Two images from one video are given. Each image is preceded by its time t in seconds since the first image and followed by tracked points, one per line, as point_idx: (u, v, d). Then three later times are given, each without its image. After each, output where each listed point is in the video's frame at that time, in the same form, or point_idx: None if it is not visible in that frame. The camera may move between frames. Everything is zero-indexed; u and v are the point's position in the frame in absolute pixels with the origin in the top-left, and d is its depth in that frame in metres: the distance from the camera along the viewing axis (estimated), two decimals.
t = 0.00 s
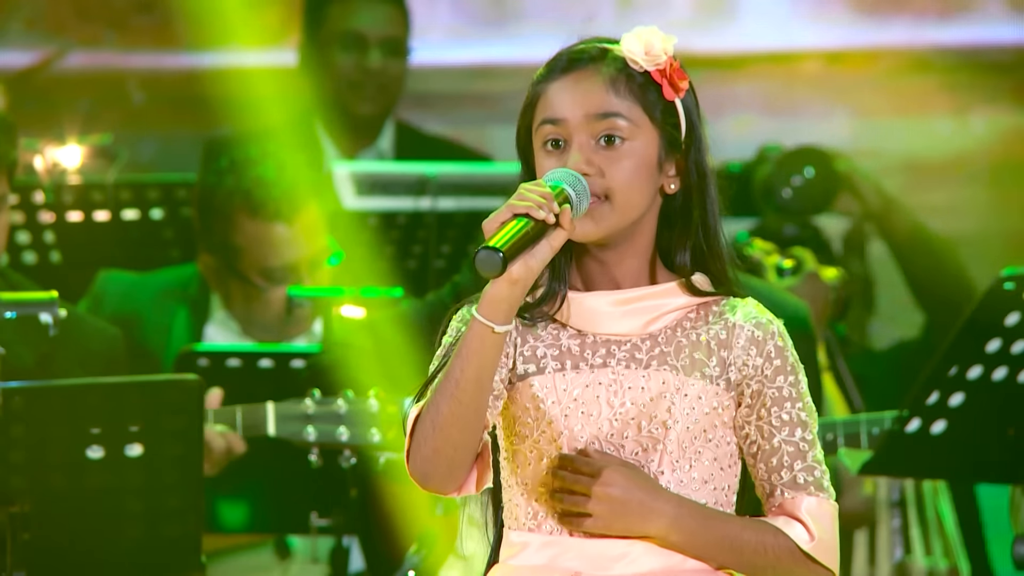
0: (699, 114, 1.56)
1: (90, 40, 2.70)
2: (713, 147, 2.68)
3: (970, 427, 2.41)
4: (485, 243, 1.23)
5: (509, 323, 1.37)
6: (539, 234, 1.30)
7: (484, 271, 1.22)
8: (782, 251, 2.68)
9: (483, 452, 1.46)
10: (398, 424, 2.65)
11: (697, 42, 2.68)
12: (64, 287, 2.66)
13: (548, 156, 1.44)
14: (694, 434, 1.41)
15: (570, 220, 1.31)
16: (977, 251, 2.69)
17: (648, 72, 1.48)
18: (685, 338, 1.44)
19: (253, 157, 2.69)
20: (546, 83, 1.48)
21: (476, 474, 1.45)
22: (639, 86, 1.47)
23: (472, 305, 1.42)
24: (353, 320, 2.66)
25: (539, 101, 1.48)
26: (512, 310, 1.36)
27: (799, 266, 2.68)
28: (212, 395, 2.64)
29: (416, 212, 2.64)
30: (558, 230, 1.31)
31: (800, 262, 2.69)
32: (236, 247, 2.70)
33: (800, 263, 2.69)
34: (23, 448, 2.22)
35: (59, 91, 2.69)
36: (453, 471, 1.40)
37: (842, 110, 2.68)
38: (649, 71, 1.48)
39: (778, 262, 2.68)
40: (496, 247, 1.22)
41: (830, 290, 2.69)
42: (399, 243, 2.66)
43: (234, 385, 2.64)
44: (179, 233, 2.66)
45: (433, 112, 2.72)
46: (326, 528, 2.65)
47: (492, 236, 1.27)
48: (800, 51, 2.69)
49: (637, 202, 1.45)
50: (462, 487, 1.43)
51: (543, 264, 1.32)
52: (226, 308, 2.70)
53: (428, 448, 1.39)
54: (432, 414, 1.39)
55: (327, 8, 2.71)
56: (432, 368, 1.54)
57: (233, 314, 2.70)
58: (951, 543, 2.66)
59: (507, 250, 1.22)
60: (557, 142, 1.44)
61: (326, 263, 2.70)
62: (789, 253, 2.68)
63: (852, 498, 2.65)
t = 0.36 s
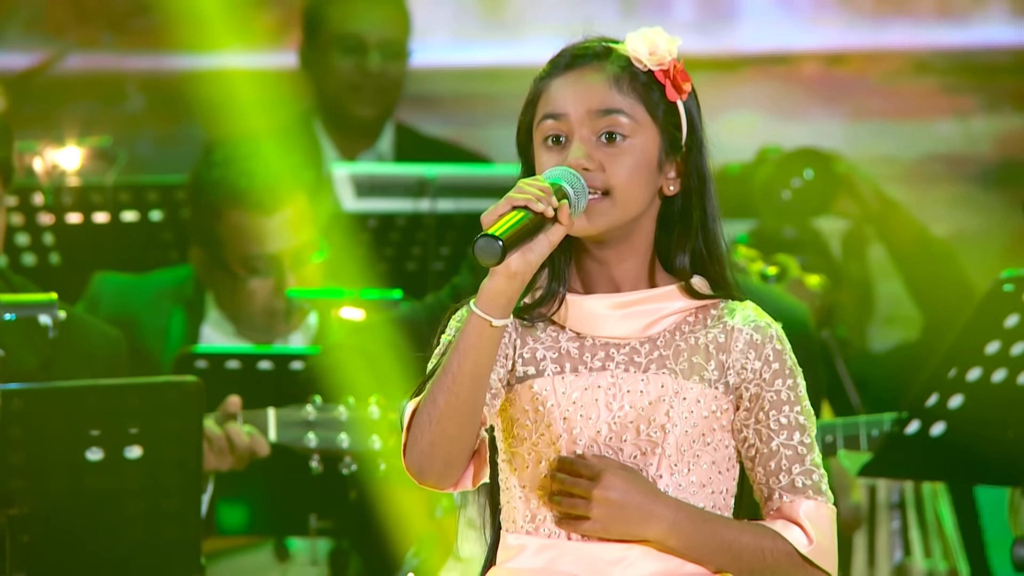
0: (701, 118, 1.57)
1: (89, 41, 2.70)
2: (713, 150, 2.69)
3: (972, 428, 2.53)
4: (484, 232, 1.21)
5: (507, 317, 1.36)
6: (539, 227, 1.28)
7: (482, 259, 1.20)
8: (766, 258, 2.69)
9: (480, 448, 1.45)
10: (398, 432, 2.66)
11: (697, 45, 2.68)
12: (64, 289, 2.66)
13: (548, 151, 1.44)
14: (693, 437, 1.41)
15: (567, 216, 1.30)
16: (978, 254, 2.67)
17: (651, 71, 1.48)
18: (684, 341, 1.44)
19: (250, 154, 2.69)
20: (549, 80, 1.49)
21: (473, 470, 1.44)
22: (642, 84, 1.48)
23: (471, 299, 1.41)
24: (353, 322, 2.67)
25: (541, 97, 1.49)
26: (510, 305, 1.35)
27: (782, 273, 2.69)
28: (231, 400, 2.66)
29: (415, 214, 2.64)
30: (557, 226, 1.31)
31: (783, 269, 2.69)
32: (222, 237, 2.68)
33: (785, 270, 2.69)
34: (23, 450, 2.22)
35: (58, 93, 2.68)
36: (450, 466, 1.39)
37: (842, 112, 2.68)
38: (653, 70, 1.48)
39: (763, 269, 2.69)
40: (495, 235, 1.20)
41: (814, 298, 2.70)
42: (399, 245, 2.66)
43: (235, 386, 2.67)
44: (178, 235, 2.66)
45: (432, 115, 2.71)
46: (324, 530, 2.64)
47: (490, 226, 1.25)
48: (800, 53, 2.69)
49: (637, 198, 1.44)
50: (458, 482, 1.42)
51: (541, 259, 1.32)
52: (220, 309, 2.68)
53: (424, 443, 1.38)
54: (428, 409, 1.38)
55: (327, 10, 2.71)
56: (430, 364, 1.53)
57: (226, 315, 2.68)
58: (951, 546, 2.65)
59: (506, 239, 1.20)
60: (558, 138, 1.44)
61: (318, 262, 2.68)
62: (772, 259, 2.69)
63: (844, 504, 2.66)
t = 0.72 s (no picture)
0: (697, 120, 1.56)
1: (89, 45, 2.71)
2: (711, 155, 2.68)
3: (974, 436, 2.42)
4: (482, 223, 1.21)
5: (504, 313, 1.35)
6: (535, 223, 1.28)
7: (481, 249, 1.20)
8: (764, 266, 2.68)
9: (476, 447, 1.42)
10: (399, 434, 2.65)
11: (696, 49, 2.69)
12: (64, 293, 2.67)
13: (544, 149, 1.42)
14: (689, 440, 1.41)
15: (564, 213, 1.30)
16: (977, 256, 2.68)
17: (649, 71, 1.49)
18: (679, 344, 1.44)
19: (245, 138, 2.71)
20: (546, 79, 1.48)
21: (470, 467, 1.41)
22: (639, 83, 1.48)
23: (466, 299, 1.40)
24: (353, 326, 2.65)
25: (537, 96, 1.48)
26: (508, 301, 1.34)
27: (782, 281, 2.67)
28: (229, 406, 2.66)
29: (415, 217, 2.62)
30: (553, 223, 1.31)
31: (782, 277, 2.68)
32: (199, 195, 2.68)
33: (783, 277, 2.68)
34: (23, 454, 2.22)
35: (58, 97, 2.70)
36: (447, 464, 1.36)
37: (841, 115, 2.69)
38: (649, 70, 1.49)
39: (762, 278, 2.67)
40: (494, 225, 1.20)
41: (808, 307, 2.68)
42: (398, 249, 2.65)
43: (238, 392, 2.67)
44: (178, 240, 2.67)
45: (432, 120, 2.72)
46: (324, 534, 2.64)
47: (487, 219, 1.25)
48: (800, 57, 2.70)
49: (631, 195, 1.44)
50: (455, 480, 1.39)
51: (538, 256, 1.31)
52: (216, 299, 2.70)
53: (421, 439, 1.35)
54: (424, 405, 1.35)
55: (327, 14, 2.73)
56: (425, 368, 1.51)
57: (224, 306, 2.70)
58: (951, 549, 2.65)
59: (505, 230, 1.20)
60: (554, 136, 1.42)
61: (309, 255, 2.69)
62: (771, 268, 2.68)
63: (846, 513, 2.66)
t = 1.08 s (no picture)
0: (690, 119, 1.56)
1: (89, 47, 2.72)
2: (710, 157, 2.69)
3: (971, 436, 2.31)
4: (475, 217, 1.22)
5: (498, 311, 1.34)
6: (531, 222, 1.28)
7: (474, 245, 1.21)
8: (775, 269, 2.64)
9: (470, 446, 1.42)
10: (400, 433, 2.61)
11: (696, 51, 2.70)
12: (64, 294, 2.65)
13: (538, 152, 1.42)
14: (685, 440, 1.41)
15: (560, 213, 1.30)
16: (977, 257, 2.69)
17: (640, 71, 1.48)
18: (675, 343, 1.44)
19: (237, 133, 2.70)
20: (537, 84, 1.48)
21: (463, 465, 1.41)
22: (631, 84, 1.47)
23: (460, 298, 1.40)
24: (353, 328, 2.64)
25: (530, 101, 1.48)
26: (502, 297, 1.33)
27: (794, 284, 2.65)
28: (228, 409, 2.65)
29: (415, 219, 2.63)
30: (549, 222, 1.31)
31: (795, 280, 2.65)
32: (189, 185, 2.67)
33: (795, 280, 2.65)
34: (22, 456, 2.16)
35: (58, 99, 2.70)
36: (440, 460, 1.35)
37: (842, 117, 2.69)
38: (641, 71, 1.48)
39: (773, 280, 2.63)
40: (487, 221, 1.20)
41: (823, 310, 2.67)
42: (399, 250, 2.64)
43: (235, 393, 2.65)
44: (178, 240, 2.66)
45: (432, 120, 2.74)
46: (325, 535, 2.63)
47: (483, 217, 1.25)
48: (800, 59, 2.70)
49: (629, 197, 1.44)
50: (447, 477, 1.38)
51: (534, 254, 1.31)
52: (212, 293, 2.71)
53: (414, 435, 1.34)
54: (418, 401, 1.35)
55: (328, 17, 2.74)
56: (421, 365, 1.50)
57: (220, 301, 2.71)
58: (951, 551, 2.65)
59: (498, 225, 1.21)
60: (548, 139, 1.42)
61: (308, 253, 2.70)
62: (783, 272, 2.65)
63: (851, 518, 2.59)
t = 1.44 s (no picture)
0: (683, 116, 1.55)
1: (89, 47, 2.74)
2: (709, 157, 2.70)
3: (974, 434, 2.31)
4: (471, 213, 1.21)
5: (495, 310, 1.34)
6: (528, 223, 1.28)
7: (468, 240, 1.20)
8: (788, 270, 2.65)
9: (469, 447, 1.42)
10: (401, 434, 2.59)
11: (696, 52, 2.70)
12: (64, 294, 2.65)
13: (534, 159, 1.42)
14: (686, 440, 1.40)
15: (558, 214, 1.30)
16: (977, 257, 2.69)
17: (631, 71, 1.48)
18: (676, 344, 1.44)
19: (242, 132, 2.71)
20: (529, 89, 1.47)
21: (461, 467, 1.41)
22: (622, 85, 1.47)
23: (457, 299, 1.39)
24: (353, 328, 2.64)
25: (523, 105, 1.47)
26: (498, 297, 1.33)
27: (807, 285, 2.65)
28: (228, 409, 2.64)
29: (416, 219, 2.60)
30: (546, 223, 1.30)
31: (808, 282, 2.65)
32: (194, 188, 2.66)
33: (809, 283, 2.65)
34: (22, 456, 2.15)
35: (56, 99, 2.72)
36: (438, 462, 1.35)
37: (843, 117, 2.69)
38: (631, 70, 1.48)
39: (786, 280, 2.64)
40: (483, 217, 1.19)
41: (836, 311, 2.67)
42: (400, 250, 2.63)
43: (235, 394, 2.64)
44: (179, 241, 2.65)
45: (432, 121, 2.75)
46: (325, 536, 2.60)
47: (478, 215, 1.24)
48: (800, 59, 2.70)
49: (628, 199, 1.44)
50: (446, 480, 1.39)
51: (531, 255, 1.31)
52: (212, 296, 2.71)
53: (412, 437, 1.34)
54: (416, 403, 1.35)
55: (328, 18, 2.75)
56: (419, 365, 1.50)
57: (218, 301, 2.72)
58: (951, 551, 2.65)
59: (493, 222, 1.20)
60: (543, 146, 1.42)
61: (307, 253, 2.69)
62: (796, 273, 2.65)
63: (863, 519, 2.64)
